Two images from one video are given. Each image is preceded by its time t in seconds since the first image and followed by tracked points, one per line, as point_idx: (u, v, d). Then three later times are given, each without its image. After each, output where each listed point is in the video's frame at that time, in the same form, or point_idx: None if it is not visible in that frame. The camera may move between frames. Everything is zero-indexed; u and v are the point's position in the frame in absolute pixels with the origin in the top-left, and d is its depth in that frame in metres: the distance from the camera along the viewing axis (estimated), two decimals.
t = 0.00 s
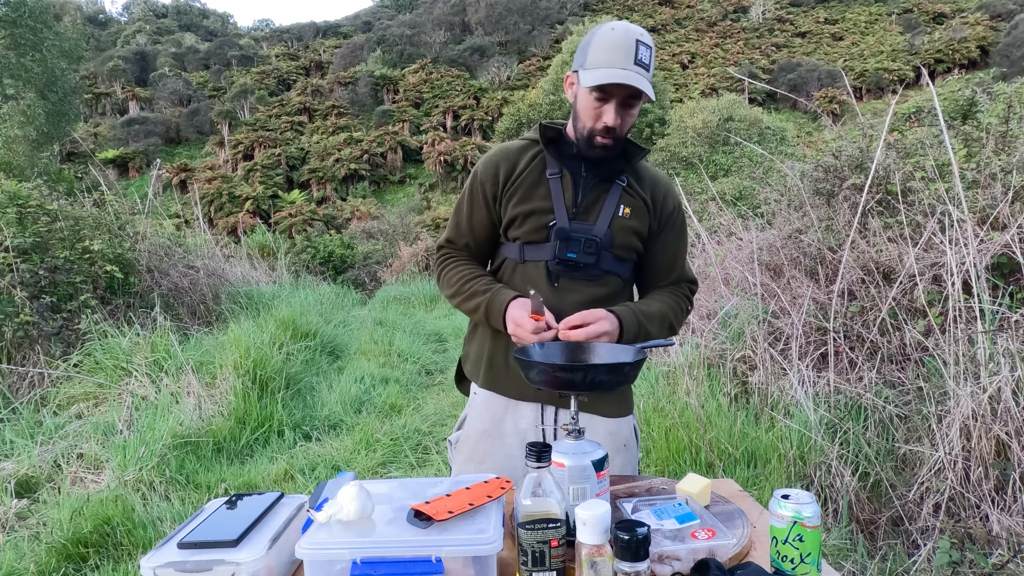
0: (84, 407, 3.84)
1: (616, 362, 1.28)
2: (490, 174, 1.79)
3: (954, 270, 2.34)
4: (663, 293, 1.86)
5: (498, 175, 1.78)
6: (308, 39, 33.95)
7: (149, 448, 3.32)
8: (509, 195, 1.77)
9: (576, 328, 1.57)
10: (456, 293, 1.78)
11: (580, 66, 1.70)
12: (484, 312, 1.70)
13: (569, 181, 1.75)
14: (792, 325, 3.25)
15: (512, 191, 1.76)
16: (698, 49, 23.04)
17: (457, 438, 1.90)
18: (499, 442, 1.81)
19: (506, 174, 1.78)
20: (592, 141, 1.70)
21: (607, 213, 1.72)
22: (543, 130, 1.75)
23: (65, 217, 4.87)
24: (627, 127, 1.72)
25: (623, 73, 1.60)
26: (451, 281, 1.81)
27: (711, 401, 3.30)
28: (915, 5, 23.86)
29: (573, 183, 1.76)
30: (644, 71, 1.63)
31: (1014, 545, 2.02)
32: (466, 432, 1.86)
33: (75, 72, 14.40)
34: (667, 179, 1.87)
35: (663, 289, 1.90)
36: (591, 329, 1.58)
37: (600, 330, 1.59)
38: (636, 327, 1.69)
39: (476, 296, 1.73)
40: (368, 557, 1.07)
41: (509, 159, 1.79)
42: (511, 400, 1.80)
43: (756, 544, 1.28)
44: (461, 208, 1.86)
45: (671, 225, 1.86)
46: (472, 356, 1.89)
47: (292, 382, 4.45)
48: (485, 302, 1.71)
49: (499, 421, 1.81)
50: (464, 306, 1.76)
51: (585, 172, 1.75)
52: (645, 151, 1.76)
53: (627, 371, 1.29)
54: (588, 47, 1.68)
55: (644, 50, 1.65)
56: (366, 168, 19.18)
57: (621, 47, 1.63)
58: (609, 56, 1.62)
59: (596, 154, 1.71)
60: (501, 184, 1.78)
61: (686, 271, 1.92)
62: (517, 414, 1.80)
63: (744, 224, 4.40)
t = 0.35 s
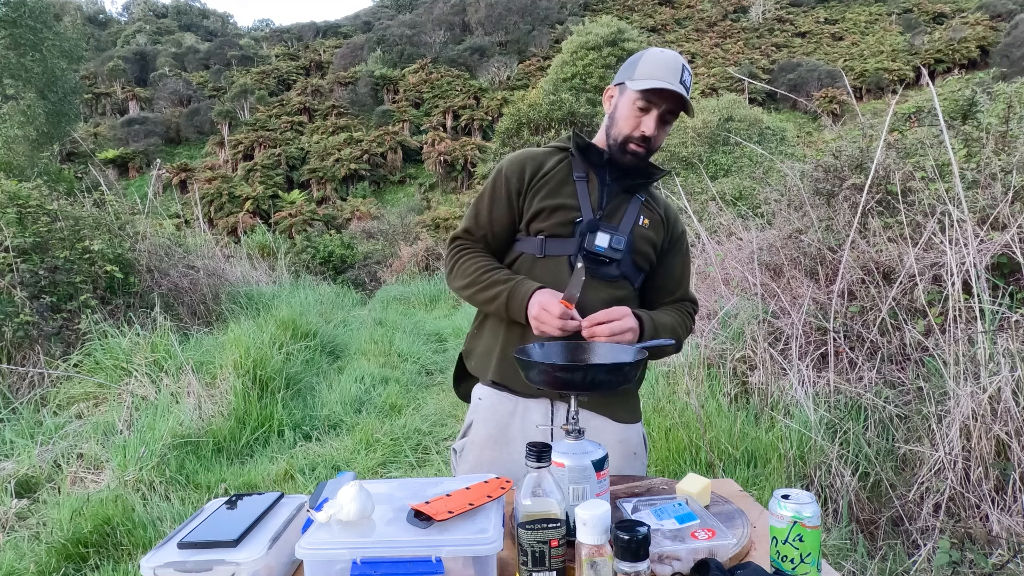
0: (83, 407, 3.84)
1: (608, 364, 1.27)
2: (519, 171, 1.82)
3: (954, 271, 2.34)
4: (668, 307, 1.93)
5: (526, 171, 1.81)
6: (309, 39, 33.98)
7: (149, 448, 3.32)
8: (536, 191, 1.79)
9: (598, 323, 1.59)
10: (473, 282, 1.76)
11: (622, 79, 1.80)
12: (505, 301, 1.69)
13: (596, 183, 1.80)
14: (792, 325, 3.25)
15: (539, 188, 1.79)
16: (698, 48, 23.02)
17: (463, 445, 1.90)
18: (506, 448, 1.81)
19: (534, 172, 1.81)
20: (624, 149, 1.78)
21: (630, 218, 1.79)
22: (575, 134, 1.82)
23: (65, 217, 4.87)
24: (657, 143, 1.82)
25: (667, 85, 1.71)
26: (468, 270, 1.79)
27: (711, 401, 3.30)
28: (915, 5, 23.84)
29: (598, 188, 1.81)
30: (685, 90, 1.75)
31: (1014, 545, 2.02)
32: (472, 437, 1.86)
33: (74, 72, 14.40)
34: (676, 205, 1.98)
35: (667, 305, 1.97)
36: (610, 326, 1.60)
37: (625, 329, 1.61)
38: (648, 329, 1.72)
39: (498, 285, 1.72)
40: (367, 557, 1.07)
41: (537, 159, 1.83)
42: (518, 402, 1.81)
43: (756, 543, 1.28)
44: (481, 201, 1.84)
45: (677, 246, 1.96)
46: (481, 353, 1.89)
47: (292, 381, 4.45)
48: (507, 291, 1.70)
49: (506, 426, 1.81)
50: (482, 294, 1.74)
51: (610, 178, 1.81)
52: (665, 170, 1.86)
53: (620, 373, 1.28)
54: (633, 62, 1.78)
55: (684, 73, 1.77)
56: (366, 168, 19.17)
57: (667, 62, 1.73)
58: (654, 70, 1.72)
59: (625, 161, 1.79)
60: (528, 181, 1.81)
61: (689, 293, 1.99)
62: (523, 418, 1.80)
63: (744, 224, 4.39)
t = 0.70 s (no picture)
0: (83, 407, 3.84)
1: (605, 365, 1.27)
2: (516, 173, 1.82)
3: (954, 271, 2.34)
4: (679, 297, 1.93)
5: (524, 173, 1.81)
6: (308, 39, 33.99)
7: (149, 448, 3.32)
8: (535, 191, 1.79)
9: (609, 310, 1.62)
10: (478, 287, 1.78)
11: (599, 73, 1.79)
12: (510, 300, 1.70)
13: (593, 180, 1.80)
14: (792, 325, 3.25)
15: (537, 188, 1.79)
16: (698, 48, 23.02)
17: (472, 443, 1.90)
18: (515, 448, 1.81)
19: (532, 172, 1.81)
20: (614, 140, 1.77)
21: (630, 210, 1.78)
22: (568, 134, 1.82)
23: (65, 217, 4.87)
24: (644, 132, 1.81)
25: (640, 71, 1.69)
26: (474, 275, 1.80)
27: (712, 401, 3.30)
28: (915, 5, 23.83)
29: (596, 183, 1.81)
30: (659, 74, 1.73)
31: (1014, 545, 2.02)
32: (480, 437, 1.85)
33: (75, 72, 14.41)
34: (679, 192, 1.97)
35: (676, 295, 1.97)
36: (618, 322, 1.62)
37: (632, 321, 1.63)
38: (657, 322, 1.72)
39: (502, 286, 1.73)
40: (367, 557, 1.07)
41: (534, 159, 1.83)
42: (528, 402, 1.80)
43: (756, 543, 1.28)
44: (483, 207, 1.85)
45: (683, 234, 1.95)
46: (491, 354, 1.89)
47: (292, 382, 4.45)
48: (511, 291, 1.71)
49: (515, 425, 1.81)
50: (488, 297, 1.75)
51: (607, 173, 1.81)
52: (662, 157, 1.84)
53: (619, 374, 1.29)
54: (607, 55, 1.77)
55: (658, 55, 1.74)
56: (366, 168, 19.17)
57: (637, 47, 1.71)
58: (625, 58, 1.71)
59: (617, 152, 1.78)
60: (526, 182, 1.81)
61: (698, 281, 1.99)
62: (531, 416, 1.80)
63: (743, 224, 4.40)
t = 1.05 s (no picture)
0: (83, 407, 3.84)
1: (597, 367, 1.28)
2: (527, 180, 1.74)
3: (954, 271, 2.34)
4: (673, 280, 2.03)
5: (536, 181, 1.74)
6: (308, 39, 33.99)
7: (149, 448, 3.32)
8: (550, 202, 1.74)
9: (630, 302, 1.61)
10: (499, 298, 1.71)
11: (599, 80, 1.76)
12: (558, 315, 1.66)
13: (599, 186, 1.79)
14: (792, 325, 3.25)
15: (552, 199, 1.74)
16: (698, 49, 23.01)
17: (491, 435, 1.88)
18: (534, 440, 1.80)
19: (545, 181, 1.75)
20: (621, 149, 1.78)
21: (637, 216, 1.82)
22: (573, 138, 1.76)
23: (65, 217, 4.87)
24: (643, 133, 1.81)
25: (652, 90, 1.69)
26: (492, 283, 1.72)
27: (712, 401, 3.30)
28: (915, 5, 23.82)
29: (602, 189, 1.80)
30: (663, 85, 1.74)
31: (1014, 546, 2.02)
32: (500, 429, 1.84)
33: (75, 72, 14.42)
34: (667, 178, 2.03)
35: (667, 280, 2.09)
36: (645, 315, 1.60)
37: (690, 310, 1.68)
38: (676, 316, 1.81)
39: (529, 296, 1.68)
40: (367, 557, 1.07)
41: (543, 166, 1.76)
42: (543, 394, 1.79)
43: (756, 543, 1.28)
44: (493, 215, 1.75)
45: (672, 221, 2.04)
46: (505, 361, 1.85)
47: (292, 382, 4.45)
48: (539, 301, 1.67)
49: (533, 417, 1.80)
50: (510, 308, 1.70)
51: (610, 176, 1.81)
52: (662, 152, 1.84)
53: (615, 375, 1.29)
54: (609, 63, 1.74)
55: (661, 64, 1.75)
56: (366, 168, 19.17)
57: (643, 63, 1.71)
58: (631, 75, 1.70)
59: (621, 157, 1.78)
60: (541, 191, 1.74)
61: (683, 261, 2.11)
62: (548, 410, 1.80)
63: (744, 224, 4.39)
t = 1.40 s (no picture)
0: (83, 407, 3.84)
1: (597, 366, 1.28)
2: (529, 177, 1.73)
3: (954, 271, 2.34)
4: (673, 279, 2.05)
5: (539, 179, 1.73)
6: (309, 39, 33.98)
7: (149, 448, 3.32)
8: (554, 200, 1.74)
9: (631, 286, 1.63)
10: (500, 294, 1.71)
11: (603, 81, 1.76)
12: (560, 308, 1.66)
13: (602, 186, 1.80)
14: (792, 325, 3.25)
15: (556, 197, 1.74)
16: (698, 48, 23.00)
17: (493, 435, 1.88)
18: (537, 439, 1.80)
19: (549, 179, 1.75)
20: (623, 150, 1.78)
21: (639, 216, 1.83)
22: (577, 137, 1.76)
23: (65, 217, 4.87)
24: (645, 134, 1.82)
25: (655, 91, 1.69)
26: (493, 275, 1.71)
27: (712, 401, 3.30)
28: (915, 5, 23.81)
29: (605, 189, 1.81)
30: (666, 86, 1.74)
31: (1014, 546, 2.01)
32: (501, 429, 1.84)
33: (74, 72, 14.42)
34: (669, 178, 2.04)
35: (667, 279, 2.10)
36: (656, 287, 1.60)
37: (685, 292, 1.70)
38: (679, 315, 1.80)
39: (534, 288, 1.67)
40: (367, 557, 1.07)
41: (546, 164, 1.76)
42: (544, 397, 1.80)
43: (756, 543, 1.28)
44: (496, 211, 1.74)
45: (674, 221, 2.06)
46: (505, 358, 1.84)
47: (292, 382, 4.45)
48: (541, 294, 1.67)
49: (535, 418, 1.80)
50: (511, 304, 1.71)
51: (612, 176, 1.82)
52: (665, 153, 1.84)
53: (614, 375, 1.29)
54: (614, 62, 1.74)
55: (666, 66, 1.75)
56: (366, 168, 19.18)
57: (647, 63, 1.71)
58: (637, 76, 1.70)
59: (624, 157, 1.79)
60: (544, 190, 1.73)
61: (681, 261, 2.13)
62: (550, 410, 1.80)
63: (744, 224, 4.39)
